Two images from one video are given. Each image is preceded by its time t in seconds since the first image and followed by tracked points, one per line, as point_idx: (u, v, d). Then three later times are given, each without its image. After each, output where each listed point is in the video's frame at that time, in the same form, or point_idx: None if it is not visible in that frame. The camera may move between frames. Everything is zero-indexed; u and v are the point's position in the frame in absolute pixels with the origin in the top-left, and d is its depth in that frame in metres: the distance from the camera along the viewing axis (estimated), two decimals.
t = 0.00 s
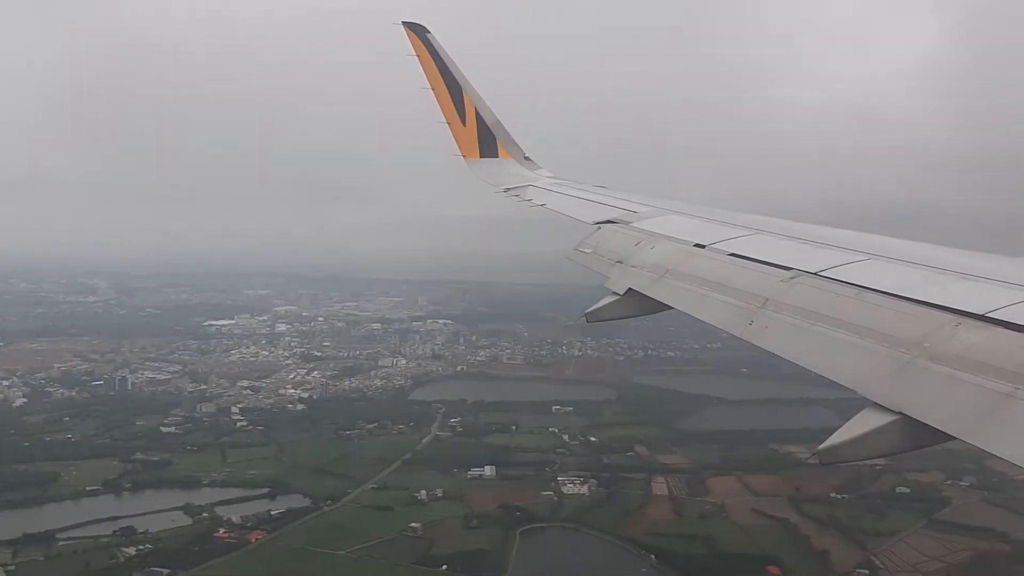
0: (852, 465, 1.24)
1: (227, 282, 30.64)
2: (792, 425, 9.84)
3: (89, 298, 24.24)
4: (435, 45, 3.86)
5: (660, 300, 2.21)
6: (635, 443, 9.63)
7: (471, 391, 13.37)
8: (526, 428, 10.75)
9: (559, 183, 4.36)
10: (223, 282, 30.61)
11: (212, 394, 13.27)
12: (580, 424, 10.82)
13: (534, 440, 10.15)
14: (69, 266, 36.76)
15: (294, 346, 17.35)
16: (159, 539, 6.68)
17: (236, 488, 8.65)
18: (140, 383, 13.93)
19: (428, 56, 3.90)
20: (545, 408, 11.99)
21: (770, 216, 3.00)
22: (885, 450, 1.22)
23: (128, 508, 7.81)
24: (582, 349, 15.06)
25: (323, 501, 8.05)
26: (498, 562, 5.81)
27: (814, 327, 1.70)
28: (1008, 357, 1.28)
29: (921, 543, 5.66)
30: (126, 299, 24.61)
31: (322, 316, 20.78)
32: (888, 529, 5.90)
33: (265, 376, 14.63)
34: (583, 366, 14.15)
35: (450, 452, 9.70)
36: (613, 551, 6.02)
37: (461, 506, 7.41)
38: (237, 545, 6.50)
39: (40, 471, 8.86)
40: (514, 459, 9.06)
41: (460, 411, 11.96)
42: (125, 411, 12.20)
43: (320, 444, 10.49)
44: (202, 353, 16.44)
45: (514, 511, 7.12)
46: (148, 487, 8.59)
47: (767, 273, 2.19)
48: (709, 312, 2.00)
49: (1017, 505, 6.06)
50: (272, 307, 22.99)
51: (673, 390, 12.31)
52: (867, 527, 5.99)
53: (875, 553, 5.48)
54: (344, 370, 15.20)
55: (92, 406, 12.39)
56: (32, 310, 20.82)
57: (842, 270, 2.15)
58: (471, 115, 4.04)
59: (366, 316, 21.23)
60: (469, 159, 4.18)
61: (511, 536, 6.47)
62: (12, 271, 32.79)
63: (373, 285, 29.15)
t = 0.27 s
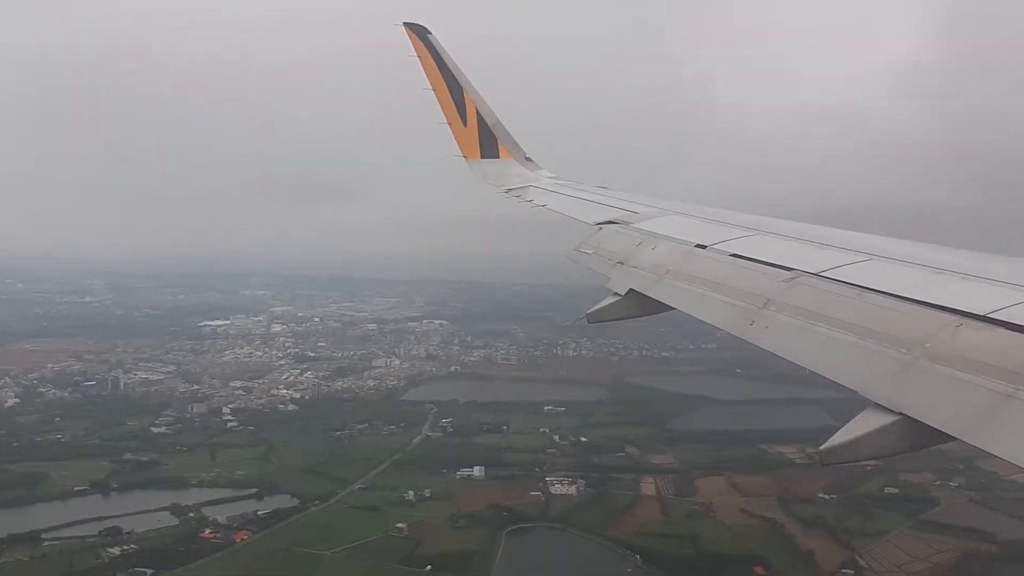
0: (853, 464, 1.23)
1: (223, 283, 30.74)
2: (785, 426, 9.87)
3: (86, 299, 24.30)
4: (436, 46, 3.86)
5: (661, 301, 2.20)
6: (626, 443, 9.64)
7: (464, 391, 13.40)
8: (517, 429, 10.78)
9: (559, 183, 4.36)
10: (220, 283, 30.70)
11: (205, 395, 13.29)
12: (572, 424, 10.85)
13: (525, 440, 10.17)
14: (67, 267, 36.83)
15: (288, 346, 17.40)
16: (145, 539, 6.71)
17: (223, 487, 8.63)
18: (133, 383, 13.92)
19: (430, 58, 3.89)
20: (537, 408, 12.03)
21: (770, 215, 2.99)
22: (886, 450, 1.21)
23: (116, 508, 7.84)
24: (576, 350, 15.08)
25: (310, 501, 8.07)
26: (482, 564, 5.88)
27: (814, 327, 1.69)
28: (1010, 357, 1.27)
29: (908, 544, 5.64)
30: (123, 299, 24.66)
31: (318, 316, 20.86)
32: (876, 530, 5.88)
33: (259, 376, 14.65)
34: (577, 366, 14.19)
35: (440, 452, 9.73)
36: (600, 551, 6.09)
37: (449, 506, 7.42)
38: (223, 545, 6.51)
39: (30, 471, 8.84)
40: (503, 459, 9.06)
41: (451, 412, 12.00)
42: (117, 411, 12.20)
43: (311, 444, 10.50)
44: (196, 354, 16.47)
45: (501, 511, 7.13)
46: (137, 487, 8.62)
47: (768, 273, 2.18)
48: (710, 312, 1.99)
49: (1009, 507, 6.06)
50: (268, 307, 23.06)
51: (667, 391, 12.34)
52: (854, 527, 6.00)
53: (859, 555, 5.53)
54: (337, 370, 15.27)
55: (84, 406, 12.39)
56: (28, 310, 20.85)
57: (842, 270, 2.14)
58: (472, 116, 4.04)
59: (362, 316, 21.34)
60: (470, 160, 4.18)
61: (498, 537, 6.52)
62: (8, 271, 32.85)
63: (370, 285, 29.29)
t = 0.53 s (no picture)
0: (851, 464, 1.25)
1: (216, 283, 30.73)
2: (772, 427, 9.94)
3: (78, 300, 24.23)
4: (435, 47, 3.86)
5: (659, 301, 2.21)
6: (614, 443, 9.69)
7: (453, 392, 13.45)
8: (505, 428, 10.82)
9: (557, 182, 4.38)
10: (213, 283, 30.70)
11: (193, 395, 13.27)
12: (559, 424, 10.89)
13: (511, 439, 10.20)
14: (59, 267, 36.70)
15: (279, 347, 17.42)
16: (127, 540, 6.75)
17: (208, 488, 8.66)
18: (121, 383, 13.89)
19: (427, 58, 3.90)
20: (526, 408, 12.08)
21: (769, 215, 3.00)
22: (883, 450, 1.23)
23: (100, 509, 7.87)
24: (568, 349, 15.13)
25: (294, 501, 8.10)
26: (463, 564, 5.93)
27: (812, 326, 1.70)
28: (1004, 356, 1.29)
29: (891, 543, 5.68)
30: (114, 300, 24.59)
31: (310, 316, 20.90)
32: (860, 529, 5.91)
33: (248, 376, 14.65)
34: (568, 366, 14.24)
35: (427, 453, 9.77)
36: (582, 552, 6.15)
37: (432, 506, 7.47)
38: (203, 546, 6.58)
39: (15, 472, 8.83)
40: (489, 459, 9.10)
41: (439, 412, 12.04)
42: (105, 411, 12.18)
43: (298, 444, 10.51)
44: (187, 354, 16.44)
45: (485, 512, 7.18)
46: (121, 488, 8.64)
47: (766, 272, 2.19)
48: (708, 312, 2.00)
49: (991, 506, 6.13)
50: (261, 307, 23.08)
51: (656, 391, 12.40)
52: (837, 526, 6.06)
53: (842, 554, 5.57)
54: (327, 371, 15.30)
55: (72, 406, 12.35)
56: (20, 310, 20.82)
57: (840, 269, 2.15)
58: (470, 116, 4.04)
59: (355, 317, 21.38)
60: (468, 160, 4.18)
61: (481, 537, 6.57)
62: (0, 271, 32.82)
63: (363, 285, 29.35)
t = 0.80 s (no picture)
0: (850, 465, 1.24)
1: (214, 284, 30.77)
2: (764, 429, 9.96)
3: (75, 301, 24.25)
4: (435, 46, 3.85)
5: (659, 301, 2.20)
6: (604, 444, 9.70)
7: (445, 393, 13.48)
8: (495, 429, 10.83)
9: (556, 182, 4.37)
10: (211, 284, 30.74)
11: (186, 395, 13.27)
12: (550, 426, 10.90)
13: (500, 440, 10.19)
14: (56, 268, 36.71)
15: (274, 347, 17.45)
16: (110, 541, 6.76)
17: (196, 488, 8.67)
18: (114, 384, 13.89)
19: (427, 58, 3.90)
20: (517, 410, 12.10)
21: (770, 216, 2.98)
22: (883, 452, 1.21)
23: (87, 510, 7.86)
24: (562, 351, 15.15)
25: (280, 502, 8.11)
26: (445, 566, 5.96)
27: (813, 327, 1.69)
28: (1006, 357, 1.27)
29: (877, 543, 5.67)
30: (111, 301, 24.60)
31: (306, 318, 20.94)
32: (847, 530, 5.91)
33: (241, 377, 14.66)
34: (561, 367, 14.25)
35: (417, 454, 9.78)
36: (567, 553, 6.15)
37: (417, 508, 7.49)
38: (186, 547, 6.60)
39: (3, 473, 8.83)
40: (478, 460, 9.10)
41: (430, 413, 12.04)
42: (97, 412, 12.18)
43: (287, 446, 10.51)
44: (181, 356, 16.45)
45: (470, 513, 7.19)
46: (109, 489, 8.64)
47: (766, 273, 2.18)
48: (707, 313, 1.98)
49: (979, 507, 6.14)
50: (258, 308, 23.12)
51: (649, 392, 12.41)
52: (824, 527, 6.06)
53: (827, 554, 5.56)
54: (320, 372, 15.32)
55: (64, 408, 12.33)
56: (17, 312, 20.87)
57: (840, 270, 2.14)
58: (471, 116, 4.03)
59: (351, 317, 21.42)
60: (468, 160, 4.16)
61: (466, 539, 6.59)
62: None
63: (361, 286, 29.41)
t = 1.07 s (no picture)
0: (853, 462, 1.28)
1: (209, 283, 30.73)
2: (754, 428, 10.04)
3: (69, 300, 24.14)
4: (436, 46, 3.85)
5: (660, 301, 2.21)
6: (594, 443, 9.75)
7: (437, 393, 13.52)
8: (486, 429, 10.88)
9: (557, 182, 4.39)
10: (206, 284, 30.70)
11: (177, 395, 13.24)
12: (541, 425, 10.95)
13: (492, 440, 10.24)
14: (50, 267, 36.52)
15: (267, 347, 17.46)
16: (95, 540, 6.73)
17: (183, 488, 8.67)
18: (106, 384, 13.83)
19: (428, 56, 3.90)
20: (509, 409, 12.16)
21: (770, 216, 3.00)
22: (885, 449, 1.25)
23: (74, 509, 7.83)
24: (555, 349, 15.19)
25: (268, 501, 8.12)
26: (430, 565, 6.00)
27: (814, 327, 1.70)
28: (1005, 356, 1.28)
29: (861, 541, 5.72)
30: (106, 301, 24.52)
31: (301, 317, 20.94)
32: (834, 528, 5.94)
33: (233, 376, 14.63)
34: (554, 366, 14.30)
35: (407, 453, 9.80)
36: (554, 552, 6.18)
37: (405, 506, 7.53)
38: (171, 547, 6.61)
39: None
40: (467, 459, 9.14)
41: (422, 412, 12.07)
42: (88, 411, 12.13)
43: (277, 445, 10.50)
44: (173, 355, 16.41)
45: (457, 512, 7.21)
46: (96, 488, 8.61)
47: (766, 273, 2.19)
48: (709, 312, 1.99)
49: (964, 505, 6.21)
50: (253, 308, 23.10)
51: (641, 391, 12.48)
52: (809, 525, 6.11)
53: (812, 553, 5.61)
54: (313, 371, 15.32)
55: (55, 407, 12.25)
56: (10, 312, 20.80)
57: (841, 269, 2.15)
58: (471, 115, 4.03)
59: (346, 317, 21.44)
60: (468, 159, 4.17)
61: (453, 538, 6.62)
62: None
63: (356, 286, 29.46)
